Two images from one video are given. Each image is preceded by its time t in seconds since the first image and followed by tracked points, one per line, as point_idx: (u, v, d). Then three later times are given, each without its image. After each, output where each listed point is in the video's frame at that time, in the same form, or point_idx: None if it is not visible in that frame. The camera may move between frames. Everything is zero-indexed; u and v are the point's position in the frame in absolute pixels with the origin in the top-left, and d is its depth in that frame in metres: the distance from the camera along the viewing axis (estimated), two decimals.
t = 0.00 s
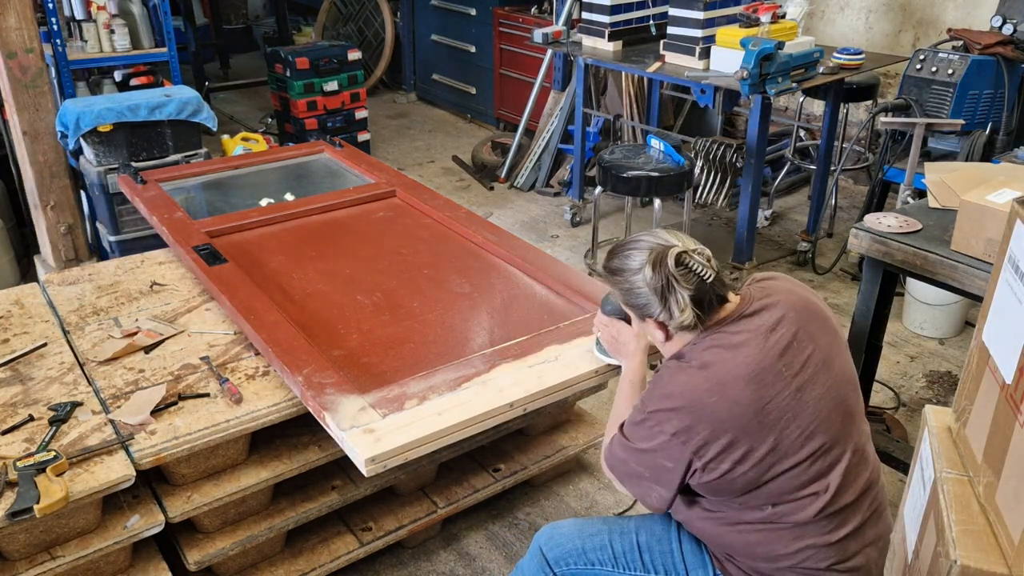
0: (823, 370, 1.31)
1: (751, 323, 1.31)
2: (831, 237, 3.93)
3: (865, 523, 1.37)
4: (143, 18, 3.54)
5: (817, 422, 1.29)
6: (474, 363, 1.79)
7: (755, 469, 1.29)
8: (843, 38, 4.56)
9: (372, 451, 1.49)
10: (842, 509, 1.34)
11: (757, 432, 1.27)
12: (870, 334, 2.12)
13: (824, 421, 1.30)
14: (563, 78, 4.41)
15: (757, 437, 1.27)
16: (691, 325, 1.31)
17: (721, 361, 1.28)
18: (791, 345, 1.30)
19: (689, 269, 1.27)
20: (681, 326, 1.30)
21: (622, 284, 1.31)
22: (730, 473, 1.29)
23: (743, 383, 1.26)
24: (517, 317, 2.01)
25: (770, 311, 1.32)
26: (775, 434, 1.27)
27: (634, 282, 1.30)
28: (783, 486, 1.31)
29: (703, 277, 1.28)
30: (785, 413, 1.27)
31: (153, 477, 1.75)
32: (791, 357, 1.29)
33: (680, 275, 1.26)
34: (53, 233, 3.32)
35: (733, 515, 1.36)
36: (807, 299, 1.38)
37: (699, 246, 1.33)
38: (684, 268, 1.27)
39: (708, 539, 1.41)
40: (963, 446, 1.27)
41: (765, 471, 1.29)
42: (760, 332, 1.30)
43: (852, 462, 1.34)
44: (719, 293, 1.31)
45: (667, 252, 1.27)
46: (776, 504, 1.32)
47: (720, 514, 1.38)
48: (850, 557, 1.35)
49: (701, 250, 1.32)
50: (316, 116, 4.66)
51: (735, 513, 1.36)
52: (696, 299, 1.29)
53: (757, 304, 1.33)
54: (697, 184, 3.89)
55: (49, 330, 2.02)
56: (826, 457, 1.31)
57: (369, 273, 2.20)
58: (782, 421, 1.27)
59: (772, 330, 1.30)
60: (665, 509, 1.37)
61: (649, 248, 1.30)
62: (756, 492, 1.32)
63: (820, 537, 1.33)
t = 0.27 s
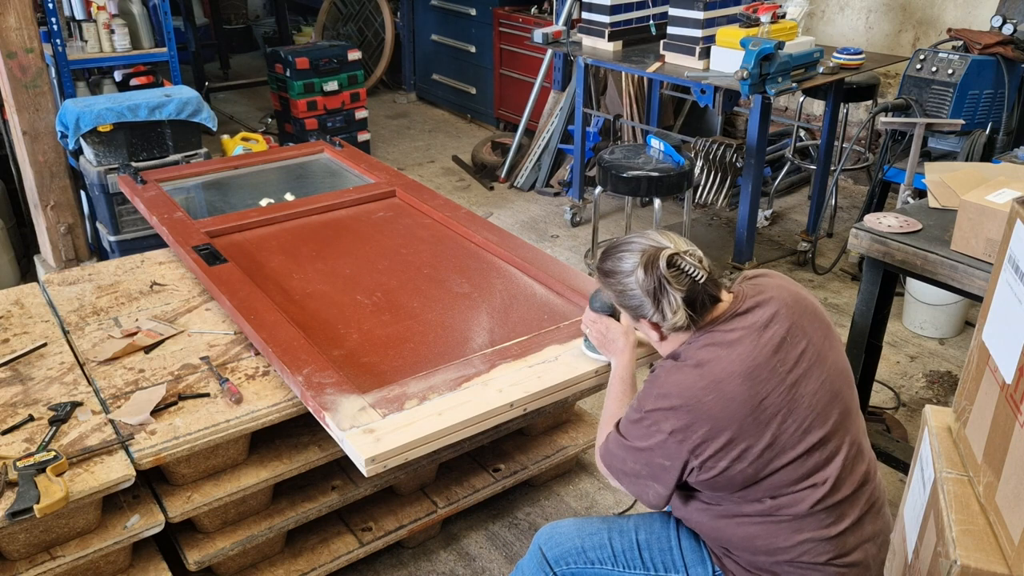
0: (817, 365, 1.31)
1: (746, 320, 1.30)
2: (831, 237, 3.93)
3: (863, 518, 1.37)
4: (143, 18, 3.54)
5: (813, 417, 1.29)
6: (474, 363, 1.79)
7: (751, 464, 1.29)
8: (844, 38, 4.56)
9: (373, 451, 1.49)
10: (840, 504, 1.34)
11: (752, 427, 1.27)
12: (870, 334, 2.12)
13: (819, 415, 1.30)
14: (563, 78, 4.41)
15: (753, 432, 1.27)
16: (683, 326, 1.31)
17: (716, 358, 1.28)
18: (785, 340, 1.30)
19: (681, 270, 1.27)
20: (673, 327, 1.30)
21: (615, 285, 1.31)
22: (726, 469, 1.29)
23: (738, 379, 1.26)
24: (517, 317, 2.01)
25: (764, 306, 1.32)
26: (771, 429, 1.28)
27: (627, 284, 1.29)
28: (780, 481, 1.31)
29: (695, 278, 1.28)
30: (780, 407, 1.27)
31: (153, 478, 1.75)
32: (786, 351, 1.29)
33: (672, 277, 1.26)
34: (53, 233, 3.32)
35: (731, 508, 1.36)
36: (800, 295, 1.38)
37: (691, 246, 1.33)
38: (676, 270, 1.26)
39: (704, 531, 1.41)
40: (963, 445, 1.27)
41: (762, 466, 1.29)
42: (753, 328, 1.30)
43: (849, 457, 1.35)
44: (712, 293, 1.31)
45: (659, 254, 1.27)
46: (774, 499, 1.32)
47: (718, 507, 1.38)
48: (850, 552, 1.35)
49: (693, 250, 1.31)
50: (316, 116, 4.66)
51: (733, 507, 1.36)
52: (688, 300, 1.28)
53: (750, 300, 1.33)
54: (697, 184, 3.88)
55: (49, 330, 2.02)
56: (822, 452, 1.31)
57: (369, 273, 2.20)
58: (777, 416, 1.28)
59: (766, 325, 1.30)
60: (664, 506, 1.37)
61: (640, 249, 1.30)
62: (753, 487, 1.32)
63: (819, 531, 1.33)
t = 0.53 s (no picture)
0: (818, 364, 1.31)
1: (746, 319, 1.30)
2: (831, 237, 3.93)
3: (863, 519, 1.37)
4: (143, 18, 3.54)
5: (812, 416, 1.29)
6: (474, 363, 1.79)
7: (747, 462, 1.29)
8: (844, 38, 4.56)
9: (373, 451, 1.49)
10: (839, 504, 1.34)
11: (750, 424, 1.27)
12: (870, 334, 2.12)
13: (820, 414, 1.30)
14: (563, 77, 4.41)
15: (750, 430, 1.27)
16: (681, 325, 1.31)
17: (715, 355, 1.28)
18: (785, 339, 1.30)
19: (680, 269, 1.27)
20: (671, 326, 1.30)
21: (615, 283, 1.32)
22: (720, 465, 1.29)
23: (736, 376, 1.26)
24: (517, 317, 2.01)
25: (765, 305, 1.32)
26: (769, 427, 1.28)
27: (626, 282, 1.30)
28: (779, 480, 1.31)
29: (694, 277, 1.29)
30: (779, 406, 1.27)
31: (153, 478, 1.75)
32: (785, 350, 1.29)
33: (671, 276, 1.26)
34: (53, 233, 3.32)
35: (730, 507, 1.36)
36: (802, 294, 1.37)
37: (692, 246, 1.33)
38: (675, 269, 1.27)
39: (704, 532, 1.41)
40: (963, 445, 1.27)
41: (757, 464, 1.29)
42: (754, 326, 1.29)
43: (849, 457, 1.34)
44: (710, 293, 1.31)
45: (659, 252, 1.27)
46: (772, 498, 1.32)
47: (717, 507, 1.38)
48: (849, 552, 1.35)
49: (693, 250, 1.32)
50: (316, 116, 4.66)
51: (731, 506, 1.36)
52: (686, 299, 1.29)
53: (751, 299, 1.33)
54: (697, 184, 3.88)
55: (49, 330, 2.02)
56: (822, 451, 1.31)
57: (369, 273, 2.20)
58: (776, 414, 1.27)
59: (766, 324, 1.30)
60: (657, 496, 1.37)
61: (641, 248, 1.30)
62: (751, 486, 1.33)
63: (819, 532, 1.33)
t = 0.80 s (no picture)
0: (814, 364, 1.31)
1: (740, 320, 1.31)
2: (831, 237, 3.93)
3: (862, 518, 1.37)
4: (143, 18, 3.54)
5: (809, 416, 1.29)
6: (474, 363, 1.79)
7: (746, 462, 1.29)
8: (844, 38, 4.56)
9: (373, 451, 1.49)
10: (838, 504, 1.34)
11: (747, 425, 1.27)
12: (870, 334, 2.12)
13: (817, 414, 1.30)
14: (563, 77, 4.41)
15: (748, 430, 1.27)
16: (675, 327, 1.31)
17: (712, 357, 1.28)
18: (780, 339, 1.30)
19: (674, 271, 1.27)
20: (665, 327, 1.31)
21: (609, 285, 1.32)
22: (720, 467, 1.29)
23: (733, 377, 1.26)
24: (518, 317, 2.01)
25: (759, 306, 1.32)
26: (767, 427, 1.28)
27: (620, 284, 1.30)
28: (777, 480, 1.31)
29: (688, 279, 1.29)
30: (775, 406, 1.27)
31: (153, 478, 1.75)
32: (781, 350, 1.29)
33: (664, 278, 1.26)
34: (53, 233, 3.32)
35: (729, 508, 1.36)
36: (796, 295, 1.37)
37: (687, 248, 1.33)
38: (668, 271, 1.27)
39: (704, 533, 1.41)
40: (963, 445, 1.27)
41: (756, 463, 1.29)
42: (749, 327, 1.30)
43: (847, 456, 1.35)
44: (705, 294, 1.31)
45: (652, 254, 1.27)
46: (771, 498, 1.32)
47: (717, 508, 1.38)
48: (849, 552, 1.35)
49: (688, 252, 1.32)
50: (316, 116, 4.66)
51: (730, 507, 1.36)
52: (680, 301, 1.29)
53: (745, 301, 1.33)
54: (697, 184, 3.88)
55: (49, 330, 2.02)
56: (820, 450, 1.31)
57: (369, 273, 2.20)
58: (772, 414, 1.27)
59: (761, 324, 1.30)
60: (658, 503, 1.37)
61: (635, 250, 1.30)
62: (749, 485, 1.33)
63: (818, 531, 1.33)
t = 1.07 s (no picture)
0: (823, 365, 1.31)
1: (752, 316, 1.30)
2: (831, 237, 3.93)
3: (863, 521, 1.37)
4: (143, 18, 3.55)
5: (815, 417, 1.29)
6: (474, 362, 1.79)
7: (748, 458, 1.29)
8: (843, 38, 4.56)
9: (373, 451, 1.49)
10: (840, 507, 1.34)
11: (753, 422, 1.27)
12: (870, 334, 2.12)
13: (823, 415, 1.30)
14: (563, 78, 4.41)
15: (753, 427, 1.27)
16: (684, 319, 1.32)
17: (722, 352, 1.28)
18: (790, 338, 1.30)
19: (686, 264, 1.29)
20: (674, 319, 1.32)
21: (621, 276, 1.32)
22: (721, 461, 1.29)
23: (741, 373, 1.26)
24: (518, 317, 2.01)
25: (771, 304, 1.32)
26: (771, 426, 1.28)
27: (633, 275, 1.30)
28: (780, 480, 1.31)
29: (700, 273, 1.30)
30: (782, 405, 1.27)
31: (153, 478, 1.75)
32: (790, 349, 1.29)
33: (677, 271, 1.27)
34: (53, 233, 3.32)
35: (730, 507, 1.36)
36: (808, 295, 1.37)
37: (699, 242, 1.34)
38: (681, 264, 1.28)
39: (705, 533, 1.41)
40: (962, 445, 1.27)
41: (758, 462, 1.29)
42: (760, 324, 1.30)
43: (851, 458, 1.35)
44: (716, 288, 1.32)
45: (666, 246, 1.28)
46: (773, 498, 1.32)
47: (718, 506, 1.38)
48: (850, 555, 1.35)
49: (700, 246, 1.33)
50: (316, 116, 4.66)
51: (733, 507, 1.36)
52: (691, 294, 1.30)
53: (758, 298, 1.32)
54: (697, 184, 3.88)
55: (49, 330, 2.02)
56: (824, 451, 1.31)
57: (369, 273, 2.20)
58: (778, 413, 1.27)
59: (772, 322, 1.30)
60: (659, 491, 1.38)
61: (648, 243, 1.31)
62: (751, 483, 1.33)
63: (819, 534, 1.33)
